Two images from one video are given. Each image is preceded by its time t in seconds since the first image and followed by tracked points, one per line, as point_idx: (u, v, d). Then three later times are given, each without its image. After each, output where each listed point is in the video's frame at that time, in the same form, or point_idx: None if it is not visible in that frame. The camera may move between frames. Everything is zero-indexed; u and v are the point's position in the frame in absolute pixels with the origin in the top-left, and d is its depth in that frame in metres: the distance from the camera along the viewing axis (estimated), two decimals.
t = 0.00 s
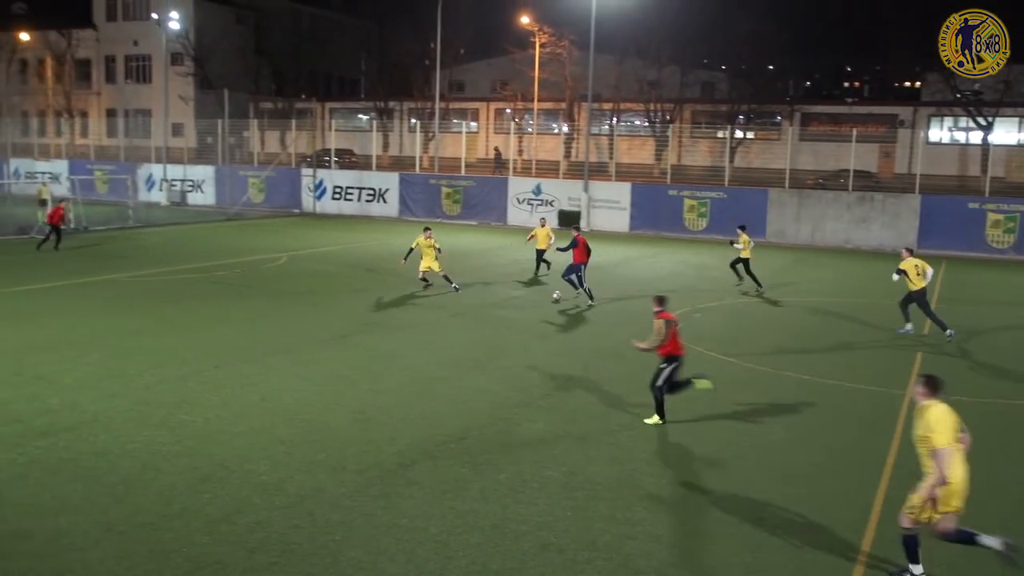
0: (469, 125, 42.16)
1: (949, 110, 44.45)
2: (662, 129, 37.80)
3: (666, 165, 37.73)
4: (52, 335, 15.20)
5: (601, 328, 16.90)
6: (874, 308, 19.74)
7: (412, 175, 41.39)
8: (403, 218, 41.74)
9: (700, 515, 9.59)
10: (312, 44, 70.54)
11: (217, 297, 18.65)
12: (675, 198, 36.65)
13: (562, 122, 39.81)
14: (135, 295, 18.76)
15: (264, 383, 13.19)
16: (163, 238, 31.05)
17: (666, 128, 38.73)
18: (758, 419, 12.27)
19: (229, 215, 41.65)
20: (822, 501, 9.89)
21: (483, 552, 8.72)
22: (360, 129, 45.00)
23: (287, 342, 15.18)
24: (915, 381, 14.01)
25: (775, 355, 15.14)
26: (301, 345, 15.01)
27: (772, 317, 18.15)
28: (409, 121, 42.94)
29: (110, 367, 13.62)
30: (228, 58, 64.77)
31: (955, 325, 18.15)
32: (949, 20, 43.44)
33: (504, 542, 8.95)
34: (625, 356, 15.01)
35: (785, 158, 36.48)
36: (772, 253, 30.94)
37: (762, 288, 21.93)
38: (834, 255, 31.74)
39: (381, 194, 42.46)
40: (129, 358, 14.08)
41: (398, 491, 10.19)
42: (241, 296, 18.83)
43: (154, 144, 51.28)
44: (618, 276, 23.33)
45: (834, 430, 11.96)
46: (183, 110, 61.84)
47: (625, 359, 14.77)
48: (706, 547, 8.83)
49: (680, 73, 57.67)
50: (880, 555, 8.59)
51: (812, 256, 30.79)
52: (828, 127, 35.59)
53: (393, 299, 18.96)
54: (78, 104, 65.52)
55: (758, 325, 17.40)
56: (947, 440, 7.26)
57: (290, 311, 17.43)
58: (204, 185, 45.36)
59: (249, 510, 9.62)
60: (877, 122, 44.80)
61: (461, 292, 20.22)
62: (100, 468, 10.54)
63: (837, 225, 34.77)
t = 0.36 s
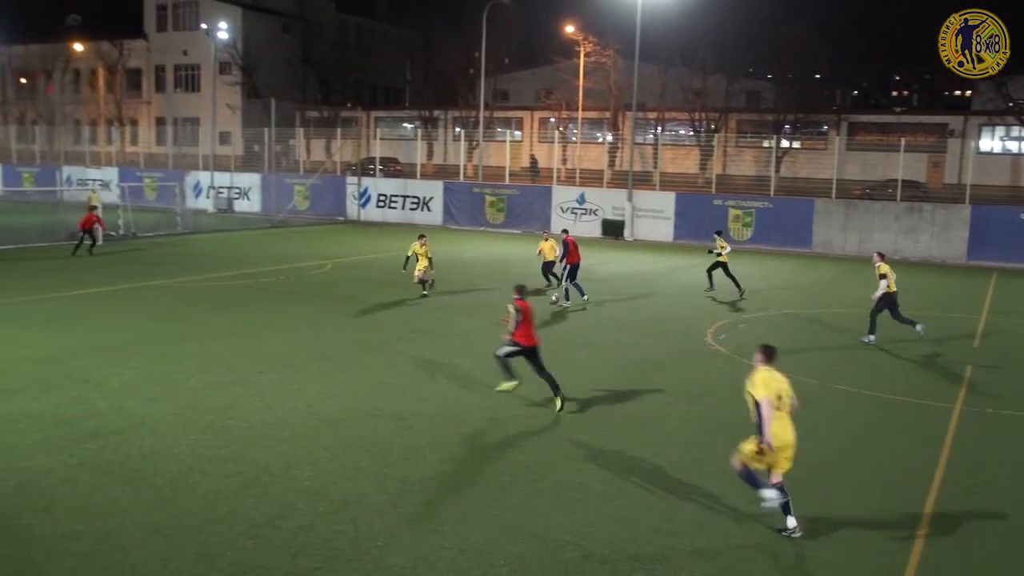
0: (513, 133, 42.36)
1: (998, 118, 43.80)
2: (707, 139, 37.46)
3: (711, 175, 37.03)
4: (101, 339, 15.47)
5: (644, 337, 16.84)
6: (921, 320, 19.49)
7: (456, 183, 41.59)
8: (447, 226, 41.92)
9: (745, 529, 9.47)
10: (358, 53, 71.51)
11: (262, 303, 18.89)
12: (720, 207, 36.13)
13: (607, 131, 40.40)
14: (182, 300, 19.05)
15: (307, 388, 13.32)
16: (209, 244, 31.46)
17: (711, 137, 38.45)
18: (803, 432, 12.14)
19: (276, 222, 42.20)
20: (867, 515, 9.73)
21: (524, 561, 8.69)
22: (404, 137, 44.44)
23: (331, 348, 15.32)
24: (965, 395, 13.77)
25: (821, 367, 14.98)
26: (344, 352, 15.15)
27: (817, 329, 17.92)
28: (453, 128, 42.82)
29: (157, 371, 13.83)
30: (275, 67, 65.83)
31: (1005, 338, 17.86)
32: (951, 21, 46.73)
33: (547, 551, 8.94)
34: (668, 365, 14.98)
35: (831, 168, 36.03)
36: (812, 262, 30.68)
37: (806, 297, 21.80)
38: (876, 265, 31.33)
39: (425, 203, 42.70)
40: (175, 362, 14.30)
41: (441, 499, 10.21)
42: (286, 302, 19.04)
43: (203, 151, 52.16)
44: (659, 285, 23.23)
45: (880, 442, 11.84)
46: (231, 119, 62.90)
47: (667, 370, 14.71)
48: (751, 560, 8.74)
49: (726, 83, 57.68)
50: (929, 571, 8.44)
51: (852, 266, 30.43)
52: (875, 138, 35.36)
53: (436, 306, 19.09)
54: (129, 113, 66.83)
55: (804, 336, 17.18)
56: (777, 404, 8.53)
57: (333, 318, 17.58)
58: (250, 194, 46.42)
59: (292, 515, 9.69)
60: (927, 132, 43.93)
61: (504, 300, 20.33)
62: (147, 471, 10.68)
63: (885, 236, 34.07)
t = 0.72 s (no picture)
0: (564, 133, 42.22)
1: None
2: (760, 140, 37.45)
3: (764, 175, 37.17)
4: (156, 334, 15.76)
5: (694, 339, 16.72)
6: (982, 324, 19.01)
7: (507, 182, 41.74)
8: (498, 226, 42.07)
9: (796, 533, 9.34)
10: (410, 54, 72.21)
11: (314, 300, 19.09)
12: (773, 208, 35.85)
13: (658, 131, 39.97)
14: (236, 297, 19.33)
15: (357, 386, 13.43)
16: (261, 242, 31.86)
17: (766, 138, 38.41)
18: (858, 438, 11.94)
19: (328, 220, 42.78)
20: (924, 523, 9.53)
21: (572, 561, 8.65)
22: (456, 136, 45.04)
23: (381, 346, 15.44)
24: None
25: (878, 371, 14.75)
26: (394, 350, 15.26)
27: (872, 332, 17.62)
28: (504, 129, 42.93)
29: (210, 366, 14.04)
30: (327, 68, 66.64)
31: None
32: (952, 20, 46.50)
33: (594, 552, 8.88)
34: (719, 367, 14.86)
35: (888, 168, 35.29)
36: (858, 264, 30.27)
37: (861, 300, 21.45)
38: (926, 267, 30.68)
39: (476, 202, 42.77)
40: (228, 358, 14.51)
41: (488, 498, 10.20)
42: (339, 300, 19.21)
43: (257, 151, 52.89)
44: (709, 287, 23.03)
45: (936, 448, 11.63)
46: (285, 119, 63.96)
47: (718, 372, 14.58)
48: (802, 564, 8.61)
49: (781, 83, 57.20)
50: None
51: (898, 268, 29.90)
52: (932, 137, 34.14)
53: (487, 306, 19.16)
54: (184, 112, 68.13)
55: (860, 340, 16.90)
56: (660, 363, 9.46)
57: (387, 317, 17.70)
58: (303, 192, 47.31)
59: (341, 511, 9.75)
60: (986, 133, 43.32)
61: (555, 299, 20.33)
62: (199, 465, 10.83)
63: (944, 238, 33.11)
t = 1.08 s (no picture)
0: (615, 131, 41.86)
1: None
2: (814, 139, 36.82)
3: (818, 176, 36.71)
4: (209, 329, 15.99)
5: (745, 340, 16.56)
6: None
7: (558, 181, 41.77)
8: (548, 224, 42.24)
9: (848, 537, 9.18)
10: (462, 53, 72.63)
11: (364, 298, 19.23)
12: (827, 209, 35.29)
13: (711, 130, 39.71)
14: (288, 294, 19.55)
15: (407, 384, 13.50)
16: (312, 239, 32.22)
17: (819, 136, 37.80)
18: (912, 444, 11.71)
19: (379, 217, 43.23)
20: (981, 532, 9.30)
21: (620, 562, 8.59)
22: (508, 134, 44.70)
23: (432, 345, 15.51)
24: None
25: (935, 376, 14.44)
26: (443, 349, 15.33)
27: (928, 336, 17.27)
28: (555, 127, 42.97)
29: (262, 362, 14.21)
30: (380, 67, 67.16)
31: None
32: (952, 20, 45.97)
33: (642, 552, 8.81)
34: (771, 369, 14.70)
35: (945, 168, 34.32)
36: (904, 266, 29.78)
37: (917, 304, 21.04)
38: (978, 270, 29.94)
39: (527, 201, 43.12)
40: (280, 354, 14.67)
41: (536, 496, 10.15)
42: (393, 298, 19.34)
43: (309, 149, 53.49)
44: (759, 288, 22.79)
45: (995, 454, 11.36)
46: (337, 116, 64.74)
47: (769, 374, 14.42)
48: (854, 570, 8.46)
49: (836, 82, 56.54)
50: None
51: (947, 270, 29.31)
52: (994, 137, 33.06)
53: (537, 305, 19.17)
54: (239, 110, 69.13)
55: (915, 344, 16.59)
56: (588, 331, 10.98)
57: (442, 315, 17.81)
58: (354, 189, 47.83)
59: (390, 507, 9.77)
60: None
61: (605, 299, 20.28)
62: (250, 459, 10.94)
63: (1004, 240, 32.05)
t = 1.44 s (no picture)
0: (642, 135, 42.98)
1: None
2: (843, 143, 36.67)
3: (848, 180, 36.38)
4: (236, 331, 16.09)
5: (773, 344, 16.49)
6: None
7: (585, 184, 41.75)
8: (575, 228, 42.23)
9: (877, 545, 9.05)
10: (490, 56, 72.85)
11: (390, 301, 19.28)
12: (857, 213, 34.91)
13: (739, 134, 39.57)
14: (314, 296, 19.61)
15: (432, 387, 13.52)
16: (340, 241, 32.33)
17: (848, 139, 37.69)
18: (941, 451, 11.58)
19: (406, 220, 43.39)
20: (1013, 541, 9.15)
21: (646, 566, 8.51)
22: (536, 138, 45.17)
23: (458, 347, 15.55)
24: None
25: (965, 383, 14.27)
26: (469, 351, 15.34)
27: (958, 342, 17.06)
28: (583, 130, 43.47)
29: (288, 364, 14.28)
30: (408, 70, 67.57)
31: None
32: (952, 20, 45.35)
33: (668, 557, 8.72)
34: (799, 375, 14.59)
35: (977, 172, 34.10)
36: (931, 271, 29.49)
37: (947, 309, 20.82)
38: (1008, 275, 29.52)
39: (554, 204, 43.12)
40: (306, 356, 14.74)
41: (561, 499, 10.10)
42: (420, 301, 19.36)
43: (338, 151, 53.78)
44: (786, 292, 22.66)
45: None
46: (365, 120, 65.11)
47: (798, 379, 14.31)
48: None
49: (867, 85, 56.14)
50: None
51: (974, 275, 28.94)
52: None
53: (564, 309, 19.12)
54: (268, 112, 69.59)
55: (945, 349, 16.41)
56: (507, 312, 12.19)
57: (471, 318, 17.81)
58: (382, 192, 48.04)
59: (416, 509, 9.76)
60: None
61: (632, 302, 20.21)
62: (276, 460, 10.97)
63: None
